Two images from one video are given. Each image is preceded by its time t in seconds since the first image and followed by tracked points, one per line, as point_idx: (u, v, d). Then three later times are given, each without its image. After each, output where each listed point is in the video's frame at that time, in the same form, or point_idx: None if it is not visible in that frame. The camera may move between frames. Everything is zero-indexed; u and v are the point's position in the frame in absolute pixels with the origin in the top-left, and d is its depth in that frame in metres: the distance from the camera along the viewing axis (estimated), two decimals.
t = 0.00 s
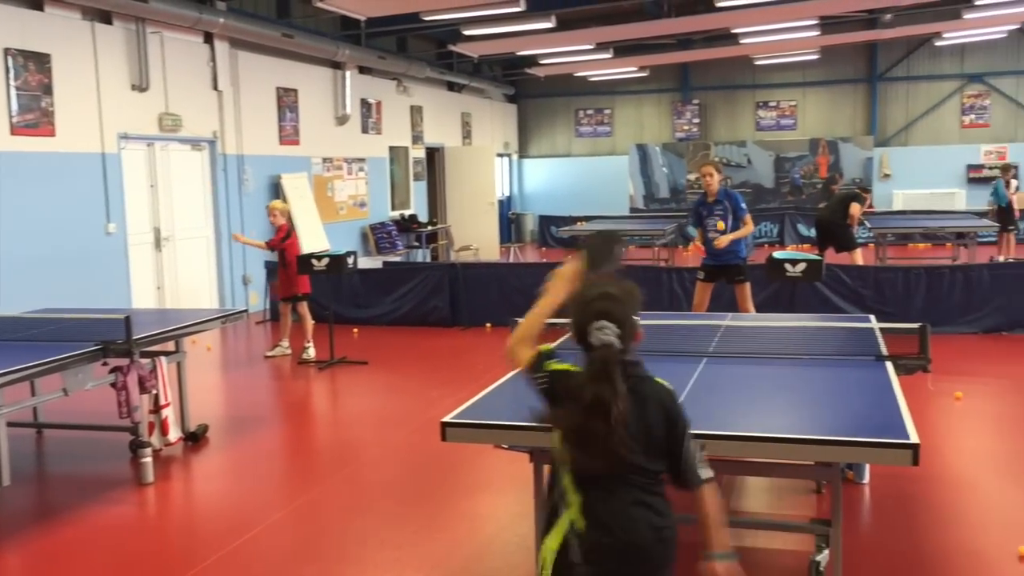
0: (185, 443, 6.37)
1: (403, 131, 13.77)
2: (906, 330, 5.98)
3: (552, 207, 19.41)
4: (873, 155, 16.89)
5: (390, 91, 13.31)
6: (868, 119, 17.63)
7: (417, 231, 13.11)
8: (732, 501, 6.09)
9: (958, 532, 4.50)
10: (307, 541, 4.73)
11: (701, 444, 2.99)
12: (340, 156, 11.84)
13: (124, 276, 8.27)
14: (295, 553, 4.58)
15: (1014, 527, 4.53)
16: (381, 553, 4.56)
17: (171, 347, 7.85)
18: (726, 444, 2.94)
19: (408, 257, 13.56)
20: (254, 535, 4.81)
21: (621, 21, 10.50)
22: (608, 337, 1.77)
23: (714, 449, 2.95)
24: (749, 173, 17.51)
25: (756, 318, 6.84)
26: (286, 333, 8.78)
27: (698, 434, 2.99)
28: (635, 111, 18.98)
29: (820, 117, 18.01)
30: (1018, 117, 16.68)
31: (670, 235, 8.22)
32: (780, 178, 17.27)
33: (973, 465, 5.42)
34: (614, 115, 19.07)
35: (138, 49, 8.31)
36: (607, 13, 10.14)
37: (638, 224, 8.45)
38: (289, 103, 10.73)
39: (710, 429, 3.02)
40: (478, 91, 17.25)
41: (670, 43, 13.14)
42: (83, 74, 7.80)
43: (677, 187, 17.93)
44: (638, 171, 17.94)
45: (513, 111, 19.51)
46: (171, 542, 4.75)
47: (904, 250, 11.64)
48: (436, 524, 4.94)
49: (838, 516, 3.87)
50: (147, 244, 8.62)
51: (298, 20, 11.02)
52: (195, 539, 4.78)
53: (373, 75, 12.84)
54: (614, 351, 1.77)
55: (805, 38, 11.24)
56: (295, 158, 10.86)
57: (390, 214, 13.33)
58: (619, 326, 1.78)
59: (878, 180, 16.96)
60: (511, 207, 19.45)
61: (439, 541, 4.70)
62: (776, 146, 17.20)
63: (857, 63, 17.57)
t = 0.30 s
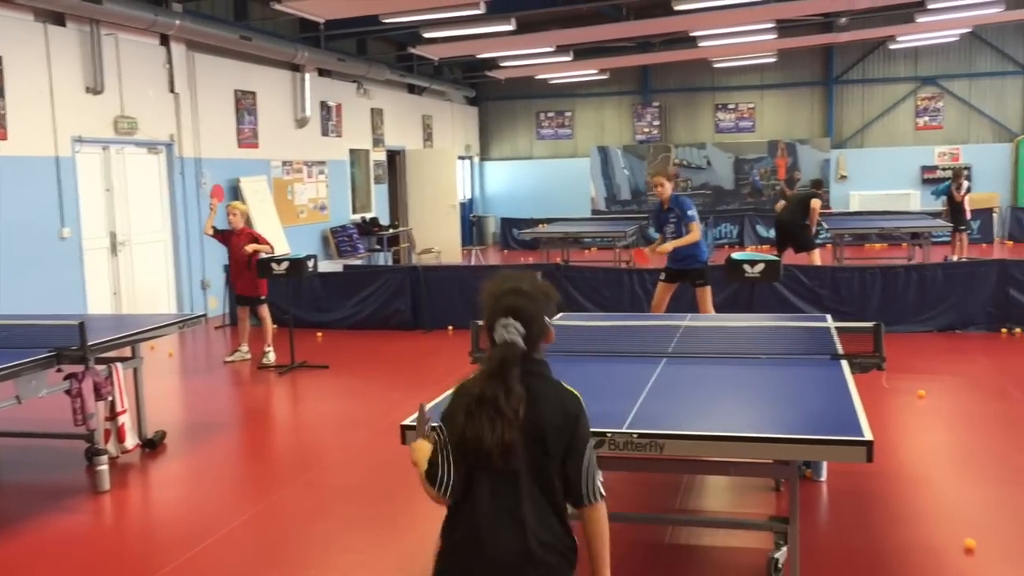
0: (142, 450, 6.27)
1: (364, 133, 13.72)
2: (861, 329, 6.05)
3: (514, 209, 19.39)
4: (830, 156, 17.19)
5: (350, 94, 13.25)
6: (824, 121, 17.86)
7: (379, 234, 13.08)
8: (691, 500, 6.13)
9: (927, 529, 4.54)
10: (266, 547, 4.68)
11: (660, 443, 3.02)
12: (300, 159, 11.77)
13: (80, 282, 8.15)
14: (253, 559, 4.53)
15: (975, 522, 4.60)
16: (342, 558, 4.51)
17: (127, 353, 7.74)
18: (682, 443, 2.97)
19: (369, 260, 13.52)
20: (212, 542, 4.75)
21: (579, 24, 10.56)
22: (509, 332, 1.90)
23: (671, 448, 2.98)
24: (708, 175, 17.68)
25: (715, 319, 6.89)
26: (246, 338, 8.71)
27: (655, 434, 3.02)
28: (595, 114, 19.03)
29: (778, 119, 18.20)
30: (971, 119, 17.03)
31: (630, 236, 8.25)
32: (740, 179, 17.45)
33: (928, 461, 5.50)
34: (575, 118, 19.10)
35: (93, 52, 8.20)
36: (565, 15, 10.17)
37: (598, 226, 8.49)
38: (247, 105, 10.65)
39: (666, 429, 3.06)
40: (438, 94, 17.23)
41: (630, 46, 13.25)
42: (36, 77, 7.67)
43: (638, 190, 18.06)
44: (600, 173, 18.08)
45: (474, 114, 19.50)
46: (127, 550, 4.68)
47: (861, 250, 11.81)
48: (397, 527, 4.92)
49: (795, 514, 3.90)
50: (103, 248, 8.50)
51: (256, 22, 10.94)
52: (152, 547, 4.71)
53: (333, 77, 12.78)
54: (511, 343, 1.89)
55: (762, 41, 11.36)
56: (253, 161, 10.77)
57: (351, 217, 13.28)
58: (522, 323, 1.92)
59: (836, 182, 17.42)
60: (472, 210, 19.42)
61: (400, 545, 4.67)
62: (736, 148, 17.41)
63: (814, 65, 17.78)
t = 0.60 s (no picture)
0: (99, 458, 6.16)
1: (324, 136, 13.65)
2: (818, 329, 6.12)
3: (477, 213, 19.42)
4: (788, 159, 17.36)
5: (310, 97, 13.18)
6: (783, 124, 18.07)
7: (340, 237, 13.02)
8: (652, 501, 6.16)
9: (890, 527, 4.58)
10: (228, 554, 4.63)
11: (622, 445, 3.03)
12: (260, 163, 11.68)
13: (35, 287, 8.02)
14: (214, 565, 4.49)
15: (934, 520, 4.66)
16: (303, 564, 4.48)
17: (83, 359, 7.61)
18: (643, 445, 2.98)
19: (331, 264, 13.45)
20: (171, 550, 4.68)
21: (538, 28, 10.59)
22: (502, 361, 2.03)
23: (631, 450, 3.00)
24: (670, 178, 17.81)
25: (675, 321, 6.93)
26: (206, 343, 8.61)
27: (615, 435, 3.03)
28: (557, 117, 19.06)
29: (737, 123, 18.36)
30: (926, 122, 17.37)
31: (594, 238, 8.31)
32: (701, 182, 17.61)
33: (886, 459, 5.58)
34: (537, 121, 19.13)
35: (47, 55, 8.08)
36: (526, 19, 10.19)
37: (560, 229, 8.51)
38: (206, 108, 10.55)
39: (627, 430, 3.06)
40: (399, 97, 17.17)
41: (591, 49, 13.34)
42: None
43: (600, 192, 18.15)
44: (562, 177, 18.16)
45: (436, 118, 19.45)
46: (84, 559, 4.60)
47: (820, 251, 11.97)
48: (359, 531, 4.90)
49: (755, 512, 3.92)
50: (58, 253, 8.37)
51: (214, 25, 10.85)
52: (109, 556, 4.63)
53: (292, 80, 12.70)
54: (504, 368, 2.02)
55: (721, 45, 11.47)
56: (213, 164, 10.66)
57: (312, 221, 13.19)
58: (514, 349, 2.04)
59: (795, 185, 17.67)
60: (435, 213, 19.36)
61: (363, 550, 4.64)
62: (696, 151, 17.56)
63: (772, 69, 17.97)
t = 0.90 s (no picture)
0: (61, 464, 6.06)
1: (290, 138, 13.57)
2: (780, 329, 6.18)
3: (445, 215, 19.39)
4: (754, 161, 17.50)
5: (275, 99, 13.10)
6: (749, 126, 18.22)
7: (307, 240, 12.94)
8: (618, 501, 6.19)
9: (853, 526, 4.62)
10: (192, 559, 4.58)
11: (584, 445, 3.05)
12: (225, 165, 11.58)
13: None
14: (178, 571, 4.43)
15: (896, 517, 4.71)
16: (268, 569, 4.44)
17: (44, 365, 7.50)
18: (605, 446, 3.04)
19: (297, 267, 13.38)
20: (135, 556, 4.63)
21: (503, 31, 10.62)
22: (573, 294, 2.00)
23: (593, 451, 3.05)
24: (637, 180, 17.90)
25: (641, 322, 6.96)
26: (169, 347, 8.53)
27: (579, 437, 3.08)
28: (524, 119, 19.09)
29: (703, 125, 18.49)
30: (888, 124, 17.63)
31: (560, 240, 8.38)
32: (667, 184, 17.72)
33: (849, 457, 5.64)
34: (504, 122, 19.14)
35: (7, 55, 7.96)
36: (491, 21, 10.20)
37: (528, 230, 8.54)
38: (169, 110, 10.46)
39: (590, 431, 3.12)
40: (366, 99, 17.11)
41: (558, 51, 13.39)
42: None
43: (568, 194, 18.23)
44: (530, 179, 18.19)
45: (403, 119, 19.40)
46: (46, 566, 4.54)
47: (785, 251, 12.10)
48: (326, 535, 4.87)
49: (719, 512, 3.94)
50: (19, 257, 8.25)
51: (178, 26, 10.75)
52: (71, 563, 4.56)
53: (257, 82, 12.60)
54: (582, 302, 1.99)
55: (686, 48, 11.56)
56: (177, 166, 10.57)
57: (279, 223, 13.10)
58: (586, 284, 2.02)
59: (760, 186, 17.82)
60: (403, 214, 19.30)
61: (329, 554, 4.62)
62: (663, 153, 17.66)
63: (737, 72, 18.11)
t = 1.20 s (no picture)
0: (31, 467, 5.99)
1: (264, 138, 13.51)
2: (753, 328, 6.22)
3: (420, 215, 19.36)
4: (728, 160, 17.60)
5: (250, 98, 13.03)
6: (723, 126, 18.33)
7: (282, 241, 12.87)
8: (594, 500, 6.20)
9: (827, 523, 4.64)
10: (165, 562, 4.53)
11: (561, 444, 3.13)
12: (198, 165, 11.50)
13: None
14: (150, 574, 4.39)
15: (870, 514, 4.73)
16: (241, 572, 4.41)
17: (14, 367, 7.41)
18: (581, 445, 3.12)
19: (272, 267, 13.33)
20: (107, 560, 4.58)
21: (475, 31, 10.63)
22: (633, 337, 1.93)
23: (570, 448, 3.12)
24: (613, 179, 17.98)
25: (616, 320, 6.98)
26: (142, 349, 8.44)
27: (555, 436, 3.15)
28: (500, 119, 19.10)
29: (678, 124, 18.58)
30: (860, 123, 17.81)
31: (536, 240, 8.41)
32: (642, 183, 17.79)
33: (824, 455, 5.66)
34: (480, 123, 19.15)
35: None
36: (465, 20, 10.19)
37: (504, 230, 8.55)
38: (141, 110, 10.37)
39: (567, 429, 3.18)
40: (341, 99, 17.06)
41: (533, 52, 13.42)
42: None
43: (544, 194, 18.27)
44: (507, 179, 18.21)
45: (378, 119, 19.35)
46: (15, 572, 4.47)
47: (760, 251, 12.18)
48: (301, 537, 4.84)
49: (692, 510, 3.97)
50: None
51: (150, 25, 10.68)
52: (41, 568, 4.50)
53: (231, 81, 12.53)
54: (641, 345, 1.94)
55: (661, 48, 11.60)
56: (149, 166, 10.49)
57: (254, 224, 13.02)
58: (643, 323, 1.97)
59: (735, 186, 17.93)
60: (379, 215, 19.25)
61: (303, 555, 4.60)
62: (638, 153, 17.72)
63: (712, 72, 18.20)
